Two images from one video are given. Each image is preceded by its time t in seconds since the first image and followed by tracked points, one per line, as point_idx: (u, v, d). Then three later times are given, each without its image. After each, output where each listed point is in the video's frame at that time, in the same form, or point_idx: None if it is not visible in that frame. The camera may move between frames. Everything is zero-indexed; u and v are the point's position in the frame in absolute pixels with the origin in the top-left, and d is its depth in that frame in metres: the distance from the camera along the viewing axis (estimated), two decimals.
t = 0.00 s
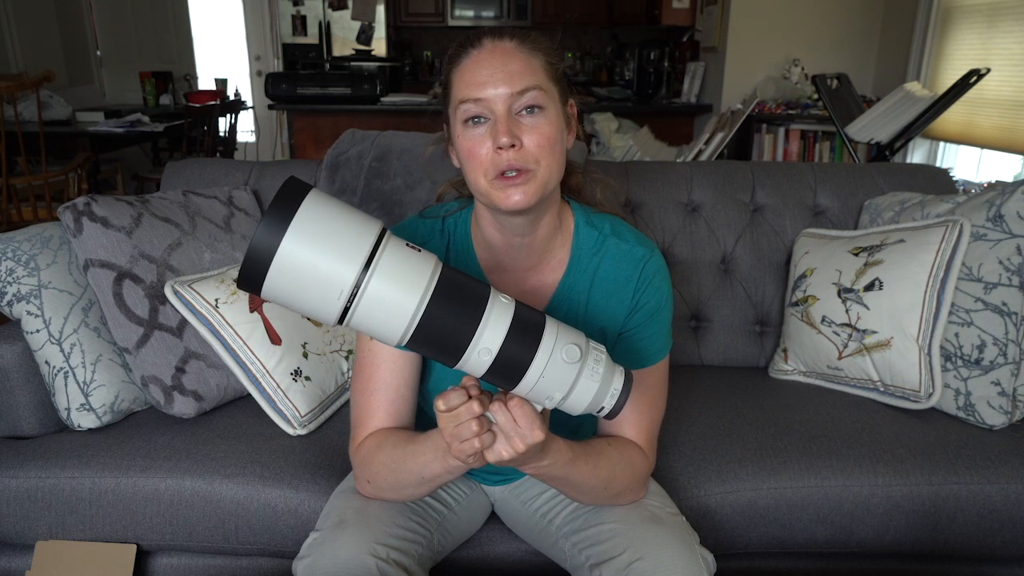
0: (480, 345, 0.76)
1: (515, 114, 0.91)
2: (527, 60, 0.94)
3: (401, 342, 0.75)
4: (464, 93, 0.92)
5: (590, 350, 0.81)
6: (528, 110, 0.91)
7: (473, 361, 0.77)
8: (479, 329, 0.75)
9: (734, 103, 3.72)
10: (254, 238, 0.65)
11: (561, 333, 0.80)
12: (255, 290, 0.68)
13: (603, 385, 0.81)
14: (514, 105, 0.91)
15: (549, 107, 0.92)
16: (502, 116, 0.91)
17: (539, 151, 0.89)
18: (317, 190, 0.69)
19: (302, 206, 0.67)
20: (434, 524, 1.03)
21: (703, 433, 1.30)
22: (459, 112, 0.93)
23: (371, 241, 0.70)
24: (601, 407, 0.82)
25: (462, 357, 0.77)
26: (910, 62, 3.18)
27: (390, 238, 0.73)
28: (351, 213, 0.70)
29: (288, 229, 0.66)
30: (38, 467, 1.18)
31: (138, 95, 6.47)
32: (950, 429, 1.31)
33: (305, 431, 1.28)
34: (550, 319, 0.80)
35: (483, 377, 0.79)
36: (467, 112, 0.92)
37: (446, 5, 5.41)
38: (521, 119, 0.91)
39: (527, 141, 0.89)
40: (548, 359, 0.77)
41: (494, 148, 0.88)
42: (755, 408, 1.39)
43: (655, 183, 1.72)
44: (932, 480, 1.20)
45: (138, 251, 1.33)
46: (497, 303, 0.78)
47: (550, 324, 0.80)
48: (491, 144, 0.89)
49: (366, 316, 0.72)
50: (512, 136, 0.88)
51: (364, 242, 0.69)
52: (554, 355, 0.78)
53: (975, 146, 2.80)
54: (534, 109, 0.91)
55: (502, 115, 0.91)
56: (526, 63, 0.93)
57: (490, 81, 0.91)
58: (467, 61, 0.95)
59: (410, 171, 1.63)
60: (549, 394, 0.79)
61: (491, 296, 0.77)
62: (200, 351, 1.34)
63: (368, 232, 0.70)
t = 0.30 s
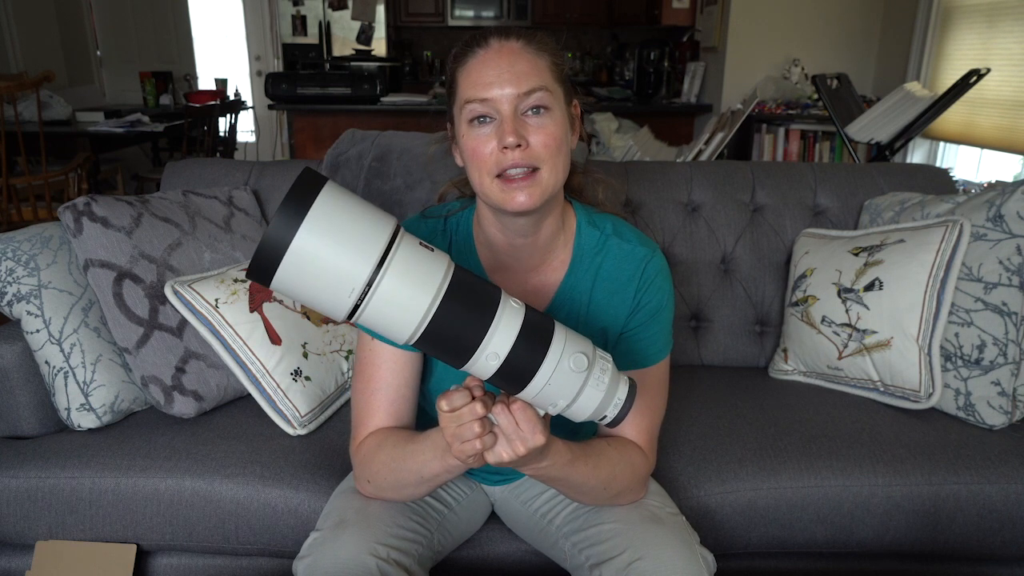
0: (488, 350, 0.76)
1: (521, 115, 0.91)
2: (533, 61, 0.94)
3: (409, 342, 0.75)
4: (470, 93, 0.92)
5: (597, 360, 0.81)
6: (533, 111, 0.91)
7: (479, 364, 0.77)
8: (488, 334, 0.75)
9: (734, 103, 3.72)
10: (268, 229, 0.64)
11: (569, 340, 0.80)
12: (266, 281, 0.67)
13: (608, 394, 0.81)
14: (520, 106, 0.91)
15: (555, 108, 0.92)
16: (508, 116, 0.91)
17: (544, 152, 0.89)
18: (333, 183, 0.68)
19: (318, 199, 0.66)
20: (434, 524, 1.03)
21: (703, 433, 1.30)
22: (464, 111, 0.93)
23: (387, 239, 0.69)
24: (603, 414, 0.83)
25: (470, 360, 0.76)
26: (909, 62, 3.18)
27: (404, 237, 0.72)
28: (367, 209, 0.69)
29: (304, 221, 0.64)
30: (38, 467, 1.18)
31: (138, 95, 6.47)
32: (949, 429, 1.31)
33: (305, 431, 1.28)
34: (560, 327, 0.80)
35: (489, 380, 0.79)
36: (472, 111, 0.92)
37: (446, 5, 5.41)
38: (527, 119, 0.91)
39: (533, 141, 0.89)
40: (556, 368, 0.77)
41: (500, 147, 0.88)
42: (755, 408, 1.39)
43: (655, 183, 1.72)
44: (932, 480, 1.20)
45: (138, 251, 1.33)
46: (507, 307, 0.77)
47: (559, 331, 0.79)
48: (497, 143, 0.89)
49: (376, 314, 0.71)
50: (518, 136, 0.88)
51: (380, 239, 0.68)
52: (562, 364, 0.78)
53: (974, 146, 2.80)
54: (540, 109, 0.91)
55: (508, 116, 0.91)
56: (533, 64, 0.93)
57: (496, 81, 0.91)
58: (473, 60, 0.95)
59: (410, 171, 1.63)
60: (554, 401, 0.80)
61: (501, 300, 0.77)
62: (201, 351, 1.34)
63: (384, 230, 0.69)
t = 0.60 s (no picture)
0: (493, 352, 0.75)
1: (522, 114, 0.91)
2: (534, 61, 0.94)
3: (413, 341, 0.75)
4: (471, 92, 0.92)
5: (600, 365, 0.82)
6: (535, 110, 0.91)
7: (483, 366, 0.76)
8: (494, 336, 0.75)
9: (734, 103, 3.72)
10: (277, 224, 0.63)
11: (572, 345, 0.80)
12: (272, 276, 0.66)
13: (610, 400, 0.82)
14: (521, 105, 0.91)
15: (556, 108, 0.92)
16: (509, 115, 0.90)
17: (545, 151, 0.89)
18: (344, 179, 0.67)
19: (329, 194, 0.65)
20: (434, 524, 1.03)
21: (703, 433, 1.30)
22: (465, 110, 0.93)
23: (396, 239, 0.69)
24: (603, 420, 0.83)
25: (474, 361, 0.76)
26: (909, 62, 3.18)
27: (412, 237, 0.72)
28: (377, 208, 0.69)
29: (315, 218, 0.64)
30: (38, 467, 1.18)
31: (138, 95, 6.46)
32: (949, 429, 1.31)
33: (305, 431, 1.28)
34: (564, 331, 0.80)
35: (490, 381, 0.79)
36: (473, 110, 0.92)
37: (446, 5, 5.41)
38: (528, 119, 0.91)
39: (533, 141, 0.89)
40: (560, 373, 0.78)
41: (501, 147, 0.88)
42: (755, 408, 1.39)
43: (655, 183, 1.72)
44: (932, 480, 1.20)
45: (139, 251, 1.33)
46: (513, 310, 0.77)
47: (563, 336, 0.79)
48: (497, 142, 0.89)
49: (382, 312, 0.71)
50: (519, 135, 0.88)
51: (389, 239, 0.68)
52: (566, 369, 0.78)
53: (974, 146, 2.80)
54: (541, 109, 0.91)
55: (509, 115, 0.91)
56: (534, 64, 0.93)
57: (497, 81, 0.91)
58: (474, 59, 0.95)
59: (410, 171, 1.63)
60: (556, 405, 0.80)
61: (507, 303, 0.77)
62: (201, 351, 1.34)
63: (393, 230, 0.69)
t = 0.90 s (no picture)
0: (494, 352, 0.75)
1: (523, 114, 0.91)
2: (537, 61, 0.94)
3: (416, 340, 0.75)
4: (473, 91, 0.92)
5: (600, 366, 0.82)
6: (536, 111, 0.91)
7: (485, 366, 0.76)
8: (496, 336, 0.75)
9: (734, 103, 3.72)
10: (281, 220, 0.63)
11: (573, 346, 0.80)
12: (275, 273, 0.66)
13: (609, 400, 0.82)
14: (523, 105, 0.91)
15: (557, 109, 0.93)
16: (511, 115, 0.90)
17: (546, 152, 0.89)
18: (347, 177, 0.67)
19: (333, 192, 0.65)
20: (434, 524, 1.03)
21: (703, 433, 1.30)
22: (466, 109, 0.93)
23: (400, 237, 0.69)
24: (602, 420, 0.84)
25: (475, 361, 0.76)
26: (910, 62, 3.18)
27: (416, 236, 0.72)
28: (380, 205, 0.69)
29: (318, 215, 0.64)
30: (38, 467, 1.18)
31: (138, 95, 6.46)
32: (949, 429, 1.31)
33: (305, 431, 1.28)
34: (564, 332, 0.80)
35: (490, 381, 0.79)
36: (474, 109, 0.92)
37: (446, 5, 5.41)
38: (530, 119, 0.91)
39: (535, 141, 0.89)
40: (560, 374, 0.78)
41: (502, 147, 0.88)
42: (755, 408, 1.39)
43: (655, 183, 1.72)
44: (932, 480, 1.20)
45: (139, 251, 1.33)
46: (514, 311, 0.77)
47: (563, 337, 0.79)
48: (499, 142, 0.89)
49: (385, 310, 0.71)
50: (521, 135, 0.88)
51: (393, 237, 0.68)
52: (566, 370, 0.78)
53: (975, 146, 2.80)
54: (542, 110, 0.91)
55: (511, 115, 0.90)
56: (536, 64, 0.93)
57: (499, 80, 0.91)
58: (476, 59, 0.94)
59: (410, 171, 1.63)
60: (555, 406, 0.80)
61: (509, 304, 0.77)
62: (201, 351, 1.34)
63: (396, 228, 0.69)
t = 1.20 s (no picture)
0: (498, 346, 0.75)
1: (533, 113, 0.91)
2: (549, 62, 0.94)
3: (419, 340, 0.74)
4: (483, 85, 0.92)
5: (598, 349, 0.83)
6: (545, 110, 0.92)
7: (489, 360, 0.76)
8: (500, 329, 0.74)
9: (734, 103, 3.72)
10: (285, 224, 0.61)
11: (572, 333, 0.80)
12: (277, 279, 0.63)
13: (609, 381, 0.83)
14: (533, 103, 0.91)
15: (566, 110, 0.93)
16: (522, 112, 0.90)
17: (553, 152, 0.90)
18: (343, 178, 0.66)
19: (333, 193, 0.64)
20: (434, 524, 1.03)
21: (703, 434, 1.30)
22: (475, 103, 0.92)
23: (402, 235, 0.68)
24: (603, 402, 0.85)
25: (479, 355, 0.75)
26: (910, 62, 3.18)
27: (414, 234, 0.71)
28: (378, 205, 0.68)
29: (323, 216, 0.62)
30: (38, 467, 1.18)
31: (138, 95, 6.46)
32: (949, 429, 1.31)
33: (305, 431, 1.28)
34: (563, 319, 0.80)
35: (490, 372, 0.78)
36: (484, 104, 0.92)
37: (446, 5, 5.41)
38: (540, 118, 0.91)
39: (543, 141, 0.89)
40: (562, 360, 0.78)
41: (512, 143, 0.88)
42: (755, 408, 1.39)
43: (655, 183, 1.72)
44: (932, 480, 1.20)
45: (138, 251, 1.33)
46: (516, 304, 0.77)
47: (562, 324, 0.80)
48: (508, 139, 0.89)
49: (391, 312, 0.70)
50: (531, 133, 0.88)
51: (395, 236, 0.67)
52: (568, 356, 0.79)
53: (974, 146, 2.80)
54: (551, 110, 0.92)
55: (521, 112, 0.91)
56: (548, 65, 0.93)
57: (511, 77, 0.91)
58: (488, 53, 0.94)
59: (410, 171, 1.63)
60: (557, 392, 0.80)
61: (509, 296, 0.77)
62: (201, 351, 1.34)
63: (397, 227, 0.68)
